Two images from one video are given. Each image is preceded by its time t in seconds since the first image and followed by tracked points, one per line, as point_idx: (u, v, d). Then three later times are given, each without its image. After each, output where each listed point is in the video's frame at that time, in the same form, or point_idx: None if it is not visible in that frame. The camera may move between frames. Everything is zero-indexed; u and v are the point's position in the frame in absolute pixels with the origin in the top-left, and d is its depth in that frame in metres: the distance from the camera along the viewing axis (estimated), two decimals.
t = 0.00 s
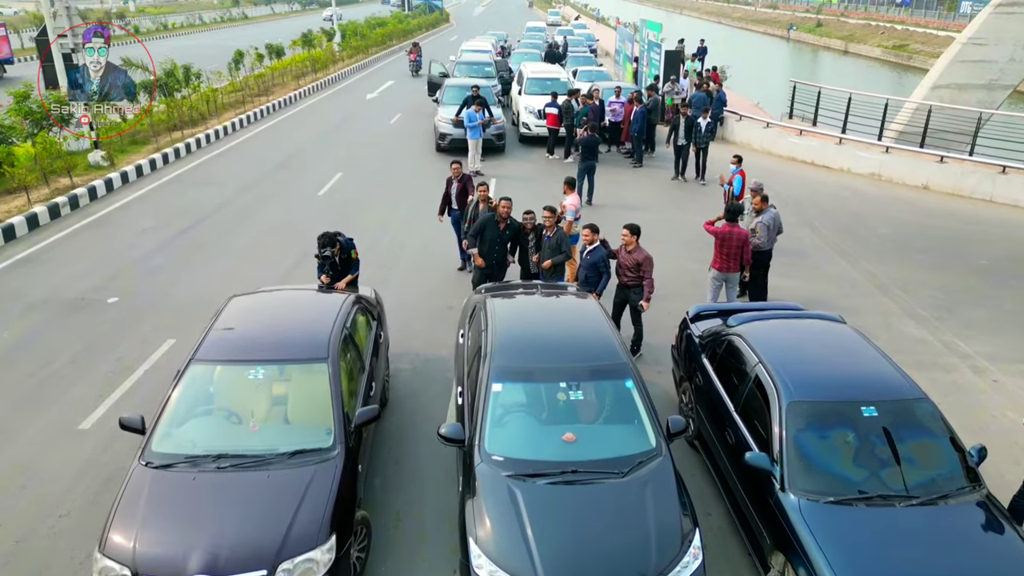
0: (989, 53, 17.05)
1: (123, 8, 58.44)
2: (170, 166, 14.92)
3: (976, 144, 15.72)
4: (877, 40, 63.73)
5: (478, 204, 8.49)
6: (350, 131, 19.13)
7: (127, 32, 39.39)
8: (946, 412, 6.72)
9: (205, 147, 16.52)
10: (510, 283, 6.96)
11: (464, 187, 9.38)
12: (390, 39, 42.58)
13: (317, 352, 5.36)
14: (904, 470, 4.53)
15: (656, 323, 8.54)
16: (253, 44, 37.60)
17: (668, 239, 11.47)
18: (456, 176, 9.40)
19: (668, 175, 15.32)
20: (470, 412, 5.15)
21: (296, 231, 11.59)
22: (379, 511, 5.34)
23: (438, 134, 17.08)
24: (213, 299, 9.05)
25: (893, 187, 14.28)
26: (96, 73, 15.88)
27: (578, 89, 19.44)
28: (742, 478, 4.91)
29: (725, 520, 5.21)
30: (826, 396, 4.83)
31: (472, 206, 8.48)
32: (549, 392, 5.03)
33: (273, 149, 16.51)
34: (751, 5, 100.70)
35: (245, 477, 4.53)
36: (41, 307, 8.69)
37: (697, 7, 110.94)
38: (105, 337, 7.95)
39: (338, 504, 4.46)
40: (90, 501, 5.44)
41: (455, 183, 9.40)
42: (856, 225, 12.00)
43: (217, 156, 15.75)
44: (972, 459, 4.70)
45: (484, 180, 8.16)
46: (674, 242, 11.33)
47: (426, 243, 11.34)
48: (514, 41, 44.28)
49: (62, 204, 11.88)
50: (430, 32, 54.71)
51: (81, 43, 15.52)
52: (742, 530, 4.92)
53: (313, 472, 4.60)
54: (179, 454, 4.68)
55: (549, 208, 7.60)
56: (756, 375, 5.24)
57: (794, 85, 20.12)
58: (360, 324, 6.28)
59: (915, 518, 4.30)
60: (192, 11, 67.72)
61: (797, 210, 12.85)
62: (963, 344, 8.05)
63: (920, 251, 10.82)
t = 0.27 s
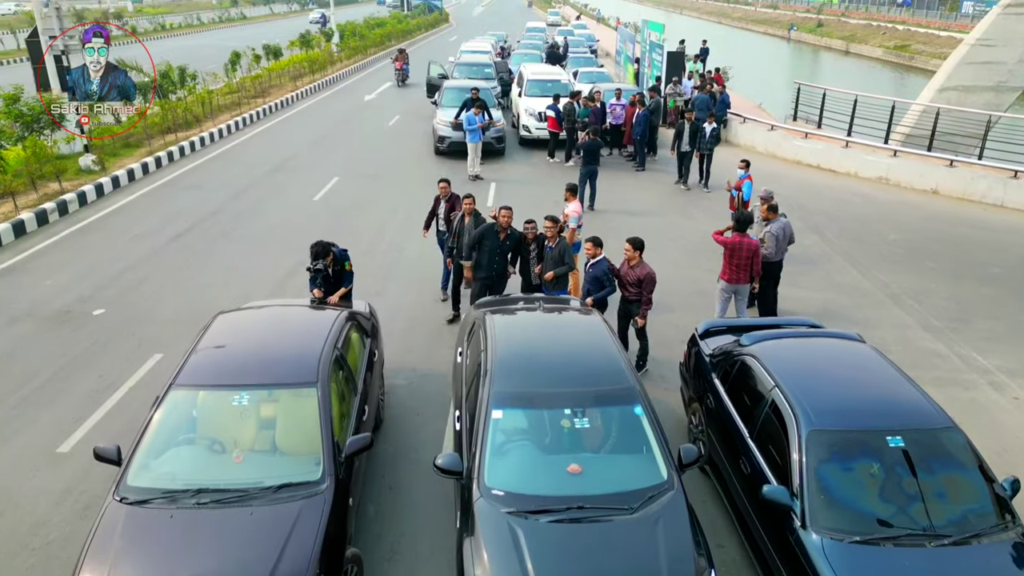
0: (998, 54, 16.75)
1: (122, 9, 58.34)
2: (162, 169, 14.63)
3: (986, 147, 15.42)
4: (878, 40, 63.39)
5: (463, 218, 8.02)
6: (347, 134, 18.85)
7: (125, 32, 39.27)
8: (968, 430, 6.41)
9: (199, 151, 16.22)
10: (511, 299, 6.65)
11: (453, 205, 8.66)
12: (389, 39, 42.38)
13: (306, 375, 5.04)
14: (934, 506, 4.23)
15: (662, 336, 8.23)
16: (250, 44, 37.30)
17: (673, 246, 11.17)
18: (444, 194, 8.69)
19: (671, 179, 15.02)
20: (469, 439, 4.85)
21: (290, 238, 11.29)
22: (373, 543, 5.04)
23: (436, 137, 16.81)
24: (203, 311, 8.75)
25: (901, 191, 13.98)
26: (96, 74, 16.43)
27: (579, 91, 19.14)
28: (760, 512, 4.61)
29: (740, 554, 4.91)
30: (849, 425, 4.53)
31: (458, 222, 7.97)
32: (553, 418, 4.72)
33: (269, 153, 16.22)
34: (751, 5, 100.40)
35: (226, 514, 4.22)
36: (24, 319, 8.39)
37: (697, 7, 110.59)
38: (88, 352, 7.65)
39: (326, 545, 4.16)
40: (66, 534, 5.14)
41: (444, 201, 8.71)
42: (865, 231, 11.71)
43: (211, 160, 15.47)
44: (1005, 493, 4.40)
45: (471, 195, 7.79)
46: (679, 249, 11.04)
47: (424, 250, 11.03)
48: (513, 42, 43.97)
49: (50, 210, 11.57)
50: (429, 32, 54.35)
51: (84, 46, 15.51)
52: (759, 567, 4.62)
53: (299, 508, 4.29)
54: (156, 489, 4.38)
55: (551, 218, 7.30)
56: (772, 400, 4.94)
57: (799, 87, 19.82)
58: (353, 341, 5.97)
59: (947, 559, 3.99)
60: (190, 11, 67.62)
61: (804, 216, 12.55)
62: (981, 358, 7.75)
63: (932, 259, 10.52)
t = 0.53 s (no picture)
0: (1006, 56, 16.45)
1: (120, 9, 58.26)
2: (154, 174, 14.32)
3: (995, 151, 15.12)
4: (880, 40, 63.06)
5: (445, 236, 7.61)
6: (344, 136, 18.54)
7: (121, 33, 38.84)
8: (994, 454, 6.09)
9: (192, 155, 15.91)
10: (511, 316, 6.33)
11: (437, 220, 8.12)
12: (388, 39, 42.20)
13: (293, 403, 4.72)
14: (967, 548, 3.93)
15: (667, 350, 7.92)
16: (247, 45, 36.95)
17: (678, 254, 10.87)
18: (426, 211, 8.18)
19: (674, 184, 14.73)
20: (467, 472, 4.55)
21: (284, 246, 10.99)
22: None
23: (435, 140, 16.51)
24: (192, 323, 8.44)
25: (909, 196, 13.68)
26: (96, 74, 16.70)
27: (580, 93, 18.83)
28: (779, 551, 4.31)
29: None
30: (873, 458, 4.23)
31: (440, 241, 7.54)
32: (557, 450, 4.42)
33: (264, 157, 15.92)
34: (751, 5, 100.09)
35: (204, 559, 3.91)
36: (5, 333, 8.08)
37: (697, 7, 110.25)
38: (70, 369, 7.33)
39: None
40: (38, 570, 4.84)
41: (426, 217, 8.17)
42: (875, 238, 11.40)
43: (205, 164, 15.17)
44: None
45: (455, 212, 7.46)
46: (684, 258, 10.74)
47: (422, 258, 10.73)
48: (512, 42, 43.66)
49: (37, 217, 11.25)
50: (428, 33, 53.99)
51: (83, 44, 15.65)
52: None
53: (283, 553, 3.99)
54: (129, 530, 4.07)
55: (554, 229, 7.00)
56: (790, 429, 4.64)
57: (803, 89, 19.51)
58: (345, 362, 5.65)
59: None
60: (188, 11, 67.56)
61: (811, 222, 12.26)
62: (1001, 375, 7.45)
63: (944, 268, 10.22)
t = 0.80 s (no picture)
0: (1015, 57, 16.16)
1: (117, 9, 58.12)
2: (145, 179, 14.01)
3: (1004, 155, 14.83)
4: (880, 40, 62.76)
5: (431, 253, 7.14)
6: (340, 139, 18.25)
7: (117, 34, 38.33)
8: None
9: (184, 159, 15.59)
10: (511, 336, 6.01)
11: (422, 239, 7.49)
12: (386, 40, 41.99)
13: (278, 435, 4.42)
14: None
15: (674, 364, 7.61)
16: (243, 46, 36.64)
17: (682, 262, 10.56)
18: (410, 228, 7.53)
19: (677, 189, 14.43)
20: (466, 509, 4.24)
21: (277, 254, 10.68)
22: None
23: (433, 143, 16.21)
24: (180, 337, 8.12)
25: (918, 201, 13.38)
26: (95, 73, 17.08)
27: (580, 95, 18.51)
28: None
29: None
30: (904, 495, 3.92)
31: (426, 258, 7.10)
32: (563, 486, 4.11)
33: (259, 160, 15.61)
34: (750, 6, 99.83)
35: None
36: None
37: (696, 7, 110.03)
38: (50, 387, 7.01)
39: None
40: None
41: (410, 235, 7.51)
42: (884, 245, 11.11)
43: (199, 168, 14.87)
44: None
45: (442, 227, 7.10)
46: (689, 266, 10.42)
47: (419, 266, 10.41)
48: (511, 43, 43.37)
49: (23, 224, 10.93)
50: (426, 33, 53.64)
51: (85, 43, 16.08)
52: None
53: None
54: None
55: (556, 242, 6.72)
56: (812, 460, 4.34)
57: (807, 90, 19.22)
58: (336, 385, 5.34)
59: None
60: (185, 11, 67.40)
61: (819, 228, 11.95)
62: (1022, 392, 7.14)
63: (958, 277, 9.91)
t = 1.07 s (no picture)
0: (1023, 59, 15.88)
1: (113, 10, 57.93)
2: (136, 183, 13.71)
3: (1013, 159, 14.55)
4: (880, 41, 62.50)
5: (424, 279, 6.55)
6: (336, 142, 17.94)
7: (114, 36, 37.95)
8: None
9: (176, 163, 15.28)
10: (511, 357, 5.70)
11: (408, 253, 7.21)
12: (383, 40, 41.76)
13: (261, 470, 4.11)
14: None
15: (681, 381, 7.30)
16: (239, 47, 36.37)
17: (687, 272, 10.26)
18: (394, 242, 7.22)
19: (679, 195, 14.14)
20: (464, 552, 3.94)
21: (269, 263, 10.37)
22: None
23: (430, 147, 15.91)
24: (166, 352, 7.80)
25: (926, 207, 13.09)
26: (94, 72, 17.40)
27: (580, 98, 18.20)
28: None
29: None
30: (940, 539, 3.60)
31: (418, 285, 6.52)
32: (569, 528, 3.80)
33: (253, 165, 15.31)
34: (749, 6, 99.59)
35: None
36: None
37: (694, 7, 109.82)
38: (28, 407, 6.70)
39: None
40: None
41: (394, 249, 7.20)
42: (895, 254, 10.82)
43: (191, 172, 14.56)
44: None
45: (436, 249, 6.49)
46: (694, 276, 10.12)
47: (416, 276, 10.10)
48: (509, 44, 43.09)
49: (8, 232, 10.61)
50: (423, 33, 53.34)
51: (84, 43, 16.39)
52: None
53: None
54: None
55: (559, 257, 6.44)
56: (836, 498, 4.03)
57: (810, 92, 18.93)
58: (326, 411, 5.03)
59: None
60: (182, 12, 67.09)
61: (826, 235, 11.66)
62: None
63: (972, 287, 9.62)
